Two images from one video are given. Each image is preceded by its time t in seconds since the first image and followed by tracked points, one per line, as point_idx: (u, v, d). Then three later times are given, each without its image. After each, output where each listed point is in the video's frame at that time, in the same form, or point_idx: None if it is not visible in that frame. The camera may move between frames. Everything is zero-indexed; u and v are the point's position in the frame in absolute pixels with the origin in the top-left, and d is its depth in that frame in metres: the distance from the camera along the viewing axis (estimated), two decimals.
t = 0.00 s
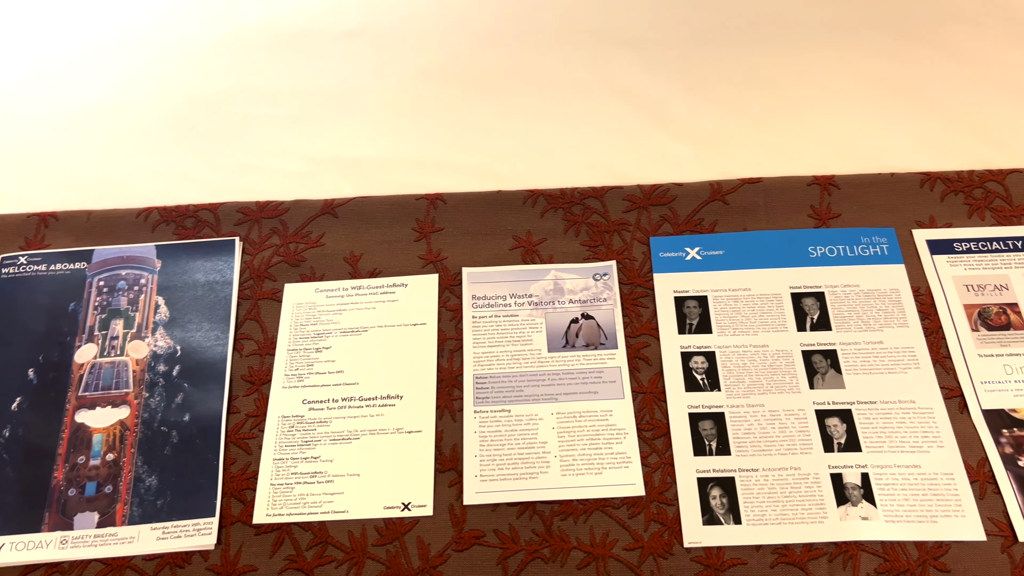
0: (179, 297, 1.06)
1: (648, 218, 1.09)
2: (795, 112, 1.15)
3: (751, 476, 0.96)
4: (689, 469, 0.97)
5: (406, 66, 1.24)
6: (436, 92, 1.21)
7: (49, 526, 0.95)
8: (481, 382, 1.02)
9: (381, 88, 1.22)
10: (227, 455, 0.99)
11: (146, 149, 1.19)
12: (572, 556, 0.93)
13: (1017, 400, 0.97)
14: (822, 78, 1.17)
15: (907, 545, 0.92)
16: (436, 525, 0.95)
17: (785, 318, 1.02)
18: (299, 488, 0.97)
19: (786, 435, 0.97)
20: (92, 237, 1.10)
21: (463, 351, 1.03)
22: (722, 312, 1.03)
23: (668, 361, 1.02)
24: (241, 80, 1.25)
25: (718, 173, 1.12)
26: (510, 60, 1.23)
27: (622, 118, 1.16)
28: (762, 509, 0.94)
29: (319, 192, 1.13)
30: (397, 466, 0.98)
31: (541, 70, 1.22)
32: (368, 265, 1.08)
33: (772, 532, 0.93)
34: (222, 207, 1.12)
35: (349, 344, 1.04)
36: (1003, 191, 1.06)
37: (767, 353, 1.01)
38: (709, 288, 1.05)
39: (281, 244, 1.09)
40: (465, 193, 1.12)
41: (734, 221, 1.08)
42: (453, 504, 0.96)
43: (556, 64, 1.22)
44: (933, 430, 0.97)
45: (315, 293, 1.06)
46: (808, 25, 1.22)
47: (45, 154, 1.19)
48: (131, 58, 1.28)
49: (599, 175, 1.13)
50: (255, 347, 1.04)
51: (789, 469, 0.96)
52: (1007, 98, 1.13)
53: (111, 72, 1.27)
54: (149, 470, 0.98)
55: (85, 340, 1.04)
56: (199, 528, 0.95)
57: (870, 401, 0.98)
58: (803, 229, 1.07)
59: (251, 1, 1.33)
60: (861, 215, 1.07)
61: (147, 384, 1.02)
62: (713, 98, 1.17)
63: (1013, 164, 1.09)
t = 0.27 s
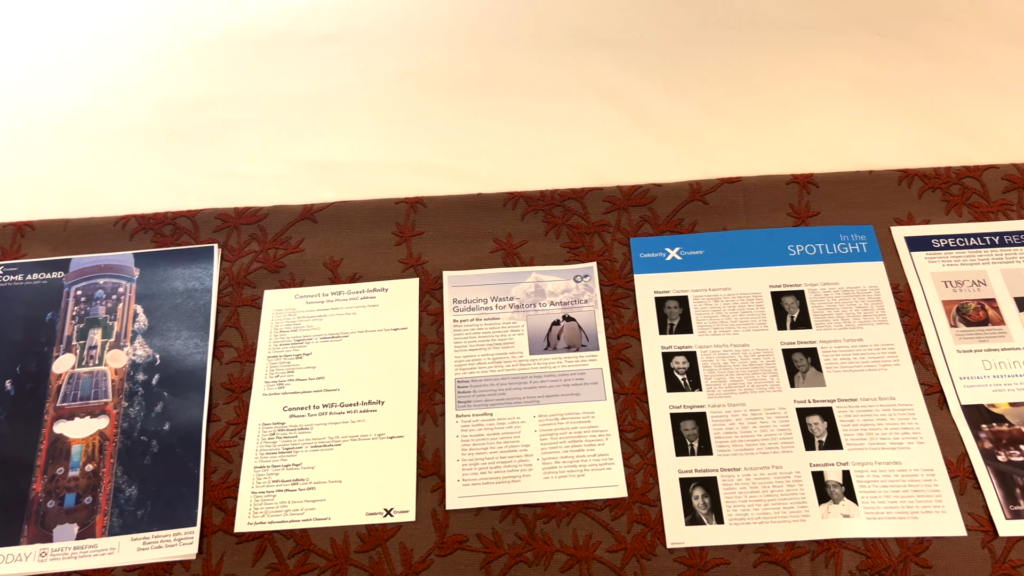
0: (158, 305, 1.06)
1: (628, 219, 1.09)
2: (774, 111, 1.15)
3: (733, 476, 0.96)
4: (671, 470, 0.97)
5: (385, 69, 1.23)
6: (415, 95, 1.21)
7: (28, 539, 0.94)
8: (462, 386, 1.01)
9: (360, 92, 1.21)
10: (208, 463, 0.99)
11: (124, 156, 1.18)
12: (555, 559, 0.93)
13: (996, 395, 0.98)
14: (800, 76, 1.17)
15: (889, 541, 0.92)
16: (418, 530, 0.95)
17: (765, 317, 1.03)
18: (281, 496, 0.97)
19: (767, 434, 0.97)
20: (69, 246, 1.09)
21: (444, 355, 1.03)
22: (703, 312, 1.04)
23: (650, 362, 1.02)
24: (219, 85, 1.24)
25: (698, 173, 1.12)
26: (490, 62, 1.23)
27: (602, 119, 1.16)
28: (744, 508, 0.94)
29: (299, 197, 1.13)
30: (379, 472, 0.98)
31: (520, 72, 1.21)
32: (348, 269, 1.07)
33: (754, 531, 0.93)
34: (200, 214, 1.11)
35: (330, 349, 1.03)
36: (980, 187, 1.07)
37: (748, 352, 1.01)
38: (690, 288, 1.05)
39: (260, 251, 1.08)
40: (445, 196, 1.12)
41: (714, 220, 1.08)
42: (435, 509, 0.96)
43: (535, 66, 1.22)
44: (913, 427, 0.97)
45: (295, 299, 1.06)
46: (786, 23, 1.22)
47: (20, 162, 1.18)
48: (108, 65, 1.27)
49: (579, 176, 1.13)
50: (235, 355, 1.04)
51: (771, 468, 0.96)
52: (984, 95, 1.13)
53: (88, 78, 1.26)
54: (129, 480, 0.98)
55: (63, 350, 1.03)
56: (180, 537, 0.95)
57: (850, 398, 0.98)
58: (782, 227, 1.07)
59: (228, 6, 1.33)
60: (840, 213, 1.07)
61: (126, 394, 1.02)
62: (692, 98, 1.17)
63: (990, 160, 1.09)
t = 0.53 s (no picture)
0: (141, 311, 1.05)
1: (612, 219, 1.09)
2: (757, 109, 1.15)
3: (719, 474, 0.96)
4: (657, 469, 0.97)
5: (367, 72, 1.23)
6: (399, 98, 1.20)
7: (11, 549, 0.94)
8: (448, 389, 1.01)
9: (343, 95, 1.21)
10: (192, 470, 0.98)
11: (105, 161, 1.17)
12: (543, 561, 0.93)
13: (980, 390, 0.98)
14: (783, 74, 1.18)
15: (875, 537, 0.92)
16: (405, 534, 0.94)
17: (750, 315, 1.03)
18: (267, 502, 0.96)
19: (753, 432, 0.97)
20: (50, 253, 1.09)
21: (430, 357, 1.02)
22: (688, 311, 1.04)
23: (635, 362, 1.02)
24: (201, 90, 1.23)
25: (682, 172, 1.12)
26: (473, 63, 1.23)
27: (586, 120, 1.16)
28: (731, 506, 0.94)
29: (282, 200, 1.12)
30: (365, 476, 0.97)
31: (504, 73, 1.21)
32: (332, 273, 1.07)
33: (741, 530, 0.93)
34: (183, 219, 1.10)
35: (315, 354, 1.03)
36: (962, 183, 1.07)
37: (732, 351, 1.01)
38: (675, 287, 1.05)
39: (243, 255, 1.08)
40: (429, 198, 1.11)
41: (698, 219, 1.08)
42: (422, 512, 0.96)
43: (518, 67, 1.22)
44: (897, 423, 0.97)
45: (279, 304, 1.05)
46: (769, 21, 1.23)
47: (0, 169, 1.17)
48: (88, 70, 1.27)
49: (563, 177, 1.13)
50: (219, 360, 1.03)
51: (757, 466, 0.96)
52: (966, 91, 1.14)
53: (69, 84, 1.25)
54: (113, 488, 0.97)
55: (45, 358, 1.02)
56: (165, 545, 0.94)
57: (836, 395, 0.99)
58: (766, 225, 1.07)
59: (209, 9, 1.32)
60: (824, 210, 1.08)
61: (109, 401, 1.01)
62: (675, 97, 1.17)
63: (972, 156, 1.09)
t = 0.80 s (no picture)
0: (120, 318, 1.04)
1: (593, 219, 1.10)
2: (736, 107, 1.16)
3: (701, 472, 0.96)
4: (640, 468, 0.97)
5: (346, 75, 1.23)
6: (378, 101, 1.20)
7: None
8: (430, 391, 1.01)
9: (323, 98, 1.21)
10: (174, 477, 0.98)
11: (83, 168, 1.16)
12: (526, 561, 0.93)
13: (958, 384, 0.99)
14: (762, 72, 1.18)
15: (856, 532, 0.93)
16: (389, 537, 0.94)
17: (730, 313, 1.03)
18: (249, 507, 0.96)
19: (734, 429, 0.98)
20: (28, 261, 1.08)
21: (412, 360, 1.02)
22: (669, 310, 1.04)
23: (617, 361, 1.02)
24: (180, 95, 1.23)
25: (661, 171, 1.12)
26: (453, 65, 1.22)
27: (566, 120, 1.16)
28: (713, 504, 0.95)
29: (262, 205, 1.12)
30: (348, 480, 0.97)
31: (483, 74, 1.21)
32: (313, 277, 1.07)
33: (723, 527, 0.94)
34: (162, 225, 1.10)
35: (296, 358, 1.03)
36: (939, 178, 1.08)
37: (713, 349, 1.02)
38: (655, 287, 1.05)
39: (223, 260, 1.07)
40: (410, 200, 1.11)
41: (678, 218, 1.09)
42: (405, 515, 0.95)
43: (497, 69, 1.22)
44: (878, 417, 0.98)
45: (260, 309, 1.05)
46: (747, 20, 1.23)
47: None
48: (65, 76, 1.26)
49: (543, 178, 1.13)
50: (199, 366, 1.03)
51: (739, 463, 0.96)
52: (941, 88, 1.15)
53: (45, 90, 1.24)
54: (94, 497, 0.96)
55: (24, 367, 1.02)
56: (147, 553, 0.93)
57: (816, 392, 0.99)
58: (745, 223, 1.08)
59: (186, 14, 1.31)
60: (802, 208, 1.08)
61: (89, 409, 1.00)
62: (654, 96, 1.17)
63: (948, 151, 1.10)
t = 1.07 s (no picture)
0: (102, 325, 1.04)
1: (575, 221, 1.10)
2: (717, 107, 1.16)
3: (685, 471, 0.97)
4: (624, 468, 0.97)
5: (328, 79, 1.23)
6: (360, 105, 1.20)
7: None
8: (414, 394, 1.01)
9: (305, 102, 1.21)
10: (158, 484, 0.97)
11: (64, 175, 1.16)
12: (512, 563, 0.93)
13: (939, 379, 1.00)
14: (742, 72, 1.19)
15: (839, 528, 0.94)
16: (374, 541, 0.94)
17: (712, 312, 1.04)
18: (234, 513, 0.95)
19: (718, 427, 0.98)
20: (8, 269, 1.07)
21: (396, 363, 1.02)
22: (652, 310, 1.05)
23: (601, 362, 1.03)
24: (161, 101, 1.23)
25: (643, 172, 1.12)
26: (435, 68, 1.23)
27: (548, 122, 1.17)
28: (697, 502, 0.95)
29: (244, 210, 1.12)
30: (333, 484, 0.97)
31: (465, 77, 1.21)
32: (296, 282, 1.07)
33: (708, 525, 0.94)
34: (144, 232, 1.10)
35: (280, 363, 1.02)
36: (918, 175, 1.09)
37: (696, 348, 1.02)
38: (638, 287, 1.06)
39: (206, 266, 1.07)
40: (393, 204, 1.11)
41: (660, 218, 1.09)
42: (391, 519, 0.95)
43: (479, 71, 1.22)
44: (860, 414, 0.98)
45: (243, 314, 1.05)
46: (727, 20, 1.24)
47: None
48: (45, 83, 1.25)
49: (526, 179, 1.13)
50: (183, 373, 1.03)
51: (723, 462, 0.97)
52: (919, 86, 1.16)
53: (25, 96, 1.24)
54: (77, 506, 0.96)
55: (5, 377, 1.01)
56: (131, 561, 0.93)
57: (799, 389, 1.00)
58: (727, 223, 1.08)
59: (167, 19, 1.31)
60: (783, 206, 1.09)
61: (72, 418, 1.00)
62: (636, 97, 1.18)
63: (927, 149, 1.11)
